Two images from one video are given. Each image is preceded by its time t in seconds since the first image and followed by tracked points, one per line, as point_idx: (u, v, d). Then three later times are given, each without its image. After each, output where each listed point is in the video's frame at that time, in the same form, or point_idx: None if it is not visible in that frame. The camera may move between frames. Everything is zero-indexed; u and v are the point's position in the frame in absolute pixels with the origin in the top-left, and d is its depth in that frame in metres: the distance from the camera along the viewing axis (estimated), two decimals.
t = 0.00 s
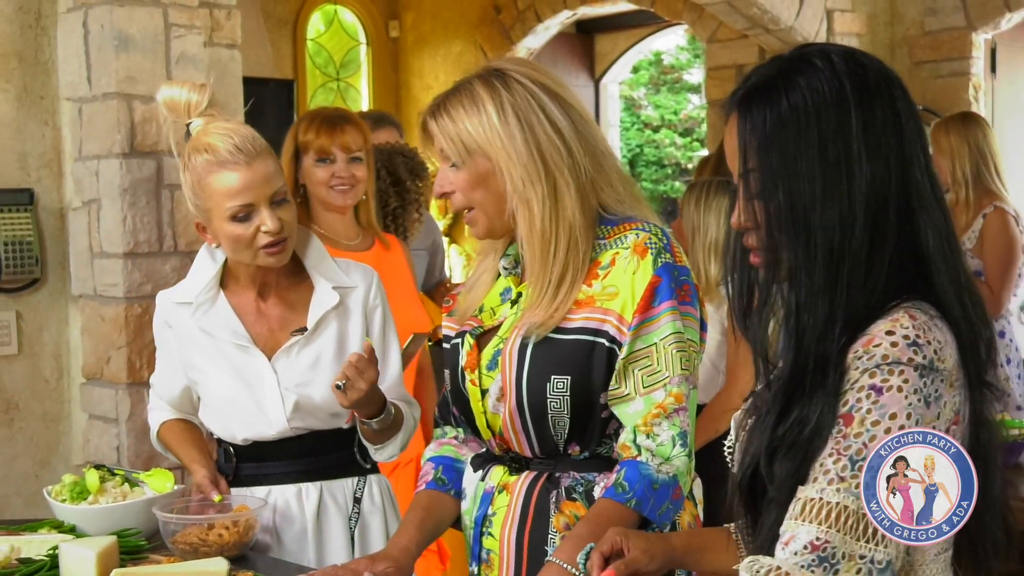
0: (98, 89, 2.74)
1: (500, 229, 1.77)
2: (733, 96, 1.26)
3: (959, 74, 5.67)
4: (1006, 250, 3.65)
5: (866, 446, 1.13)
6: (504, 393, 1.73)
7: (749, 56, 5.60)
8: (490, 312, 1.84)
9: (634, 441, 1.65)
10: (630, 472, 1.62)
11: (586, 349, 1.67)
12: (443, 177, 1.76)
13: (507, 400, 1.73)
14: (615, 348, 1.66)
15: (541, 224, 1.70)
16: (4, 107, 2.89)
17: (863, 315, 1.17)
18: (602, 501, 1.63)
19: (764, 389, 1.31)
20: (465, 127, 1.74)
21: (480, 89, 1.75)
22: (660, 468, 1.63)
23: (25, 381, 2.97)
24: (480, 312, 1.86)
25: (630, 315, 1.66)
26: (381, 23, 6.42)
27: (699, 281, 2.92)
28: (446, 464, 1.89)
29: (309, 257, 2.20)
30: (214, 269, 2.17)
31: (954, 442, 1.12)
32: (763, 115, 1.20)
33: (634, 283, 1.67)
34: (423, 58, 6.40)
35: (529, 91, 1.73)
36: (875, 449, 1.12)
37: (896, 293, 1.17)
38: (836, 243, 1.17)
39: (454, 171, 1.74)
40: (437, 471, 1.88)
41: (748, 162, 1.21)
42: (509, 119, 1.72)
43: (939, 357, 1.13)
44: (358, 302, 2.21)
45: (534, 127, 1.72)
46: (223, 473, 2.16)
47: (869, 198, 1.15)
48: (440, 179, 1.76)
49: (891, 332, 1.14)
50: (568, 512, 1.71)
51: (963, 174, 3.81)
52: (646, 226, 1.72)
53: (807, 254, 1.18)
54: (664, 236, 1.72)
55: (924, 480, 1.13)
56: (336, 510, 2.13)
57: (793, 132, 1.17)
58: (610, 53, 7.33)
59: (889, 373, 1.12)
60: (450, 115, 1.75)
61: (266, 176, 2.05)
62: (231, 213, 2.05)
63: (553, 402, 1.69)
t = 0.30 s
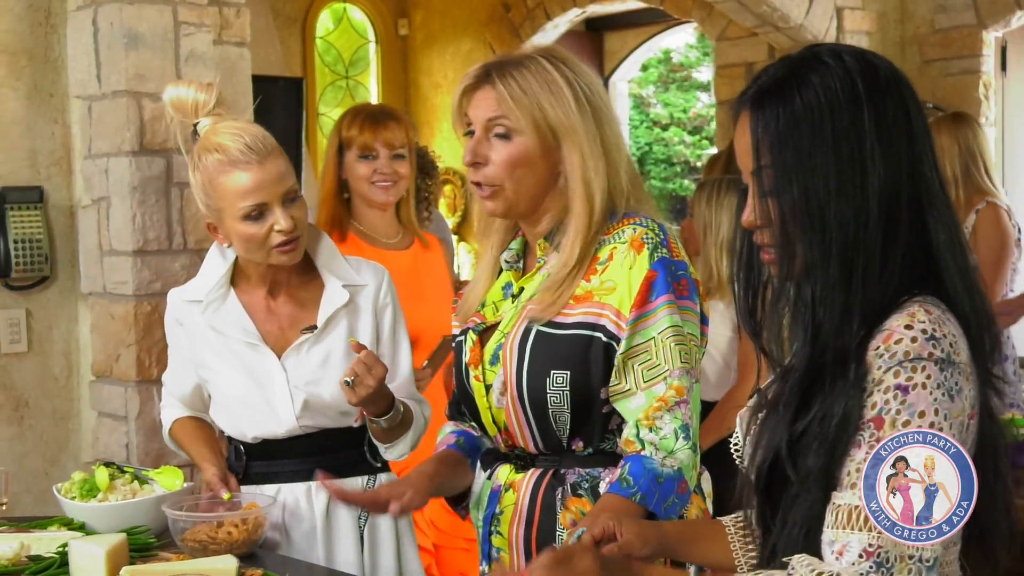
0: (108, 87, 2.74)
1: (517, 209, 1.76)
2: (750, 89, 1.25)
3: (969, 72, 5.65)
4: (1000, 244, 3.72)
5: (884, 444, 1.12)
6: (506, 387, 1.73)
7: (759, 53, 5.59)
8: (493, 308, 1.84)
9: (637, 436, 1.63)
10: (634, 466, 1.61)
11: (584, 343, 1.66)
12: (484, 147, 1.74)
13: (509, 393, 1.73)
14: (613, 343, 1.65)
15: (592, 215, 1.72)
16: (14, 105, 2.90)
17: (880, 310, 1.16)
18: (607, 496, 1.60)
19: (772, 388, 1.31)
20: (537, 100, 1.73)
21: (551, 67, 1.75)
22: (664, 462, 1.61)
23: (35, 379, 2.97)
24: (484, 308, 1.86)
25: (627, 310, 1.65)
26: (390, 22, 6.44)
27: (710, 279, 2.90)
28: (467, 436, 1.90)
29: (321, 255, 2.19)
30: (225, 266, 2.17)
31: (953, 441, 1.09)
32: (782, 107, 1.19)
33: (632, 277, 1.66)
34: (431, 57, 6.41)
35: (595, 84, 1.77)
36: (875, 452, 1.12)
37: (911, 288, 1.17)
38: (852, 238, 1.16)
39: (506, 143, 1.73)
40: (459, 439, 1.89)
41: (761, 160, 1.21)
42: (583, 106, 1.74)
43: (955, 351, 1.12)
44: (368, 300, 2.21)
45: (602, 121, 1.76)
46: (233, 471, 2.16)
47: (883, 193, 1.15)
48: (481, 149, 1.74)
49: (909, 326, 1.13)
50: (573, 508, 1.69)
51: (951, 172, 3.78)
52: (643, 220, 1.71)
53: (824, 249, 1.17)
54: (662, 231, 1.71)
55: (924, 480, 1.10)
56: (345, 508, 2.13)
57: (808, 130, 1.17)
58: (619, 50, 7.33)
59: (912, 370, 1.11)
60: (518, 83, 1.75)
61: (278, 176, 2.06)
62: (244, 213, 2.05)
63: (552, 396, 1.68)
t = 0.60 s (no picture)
0: (120, 80, 2.75)
1: (536, 217, 1.78)
2: (776, 86, 1.27)
3: (981, 68, 5.63)
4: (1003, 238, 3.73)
5: (892, 438, 1.15)
6: (526, 381, 1.73)
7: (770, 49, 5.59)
8: (508, 302, 1.86)
9: (648, 429, 1.62)
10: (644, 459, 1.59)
11: (604, 337, 1.66)
12: (493, 160, 1.75)
13: (529, 387, 1.73)
14: (634, 337, 1.65)
15: (612, 214, 1.72)
16: (25, 98, 2.90)
17: (903, 303, 1.19)
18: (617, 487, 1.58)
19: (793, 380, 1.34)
20: (537, 110, 1.73)
21: (547, 72, 1.75)
22: (675, 455, 1.58)
23: (45, 372, 2.98)
24: (500, 302, 1.87)
25: (645, 303, 1.65)
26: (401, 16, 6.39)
27: (723, 274, 2.91)
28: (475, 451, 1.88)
29: (335, 249, 2.20)
30: (238, 260, 2.18)
31: (954, 441, 1.12)
32: (807, 105, 1.22)
33: (652, 271, 1.66)
34: (442, 51, 6.38)
35: (591, 79, 1.76)
36: (878, 449, 1.15)
37: (933, 283, 1.20)
38: (876, 233, 1.19)
39: (513, 155, 1.74)
40: (467, 458, 1.88)
41: (785, 155, 1.23)
42: (583, 106, 1.73)
43: (978, 347, 1.15)
44: (382, 295, 2.21)
45: (603, 116, 1.75)
46: (245, 466, 2.16)
47: (907, 189, 1.18)
48: (489, 163, 1.75)
49: (935, 320, 1.16)
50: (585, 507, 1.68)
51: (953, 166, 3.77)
52: (664, 217, 1.71)
53: (849, 243, 1.20)
54: (682, 227, 1.71)
55: (924, 480, 1.13)
56: (358, 503, 2.13)
57: (832, 127, 1.20)
58: (630, 46, 7.33)
59: (935, 363, 1.14)
60: (515, 91, 1.75)
61: (291, 168, 2.06)
62: (258, 206, 2.05)
63: (573, 391, 1.68)
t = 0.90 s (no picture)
0: (152, 75, 2.77)
1: (559, 216, 1.76)
2: (811, 84, 1.27)
3: (1016, 64, 5.51)
4: None
5: (892, 439, 1.17)
6: (560, 382, 1.74)
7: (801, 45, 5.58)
8: (541, 301, 1.84)
9: (684, 429, 1.64)
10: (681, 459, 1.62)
11: (641, 339, 1.67)
12: (511, 160, 1.74)
13: (563, 389, 1.73)
14: (670, 338, 1.65)
15: (624, 208, 1.70)
16: (59, 93, 2.92)
17: (928, 303, 1.20)
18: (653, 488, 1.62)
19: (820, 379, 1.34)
20: (543, 108, 1.72)
21: (554, 70, 1.74)
22: (711, 456, 1.61)
23: (77, 366, 3.00)
24: (531, 301, 1.86)
25: (684, 305, 1.65)
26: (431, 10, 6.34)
27: (754, 271, 2.91)
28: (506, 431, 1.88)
29: (368, 246, 2.20)
30: (272, 255, 2.19)
31: (955, 442, 1.13)
32: (837, 107, 1.22)
33: (689, 273, 1.66)
34: (472, 46, 6.29)
35: (602, 74, 1.74)
36: (878, 450, 1.18)
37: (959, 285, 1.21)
38: (905, 234, 1.19)
39: (529, 153, 1.73)
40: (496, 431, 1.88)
41: (817, 153, 1.24)
42: (589, 101, 1.71)
43: (1000, 346, 1.17)
44: (414, 292, 2.21)
45: (612, 111, 1.72)
46: (277, 460, 2.17)
47: (937, 190, 1.19)
48: (509, 163, 1.74)
49: (957, 320, 1.17)
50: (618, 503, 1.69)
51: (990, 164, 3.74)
52: (701, 216, 1.71)
53: (877, 243, 1.20)
54: (719, 226, 1.71)
55: (924, 480, 1.15)
56: (390, 500, 2.14)
57: (864, 127, 1.20)
58: (659, 41, 7.31)
59: (957, 363, 1.15)
60: (524, 94, 1.74)
61: (325, 165, 2.06)
62: (291, 203, 2.06)
63: (609, 393, 1.69)
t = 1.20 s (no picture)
0: (152, 71, 2.76)
1: (561, 201, 1.76)
2: (783, 85, 1.28)
3: (1014, 64, 5.51)
4: None
5: (891, 438, 1.16)
6: (558, 375, 1.73)
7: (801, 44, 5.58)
8: (545, 293, 1.85)
9: (687, 430, 1.64)
10: (684, 460, 1.62)
11: (641, 336, 1.66)
12: (515, 147, 1.76)
13: (560, 381, 1.73)
14: (673, 339, 1.65)
15: (613, 194, 1.70)
16: (58, 89, 2.92)
17: (897, 301, 1.21)
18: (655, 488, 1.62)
19: (793, 379, 1.34)
20: (543, 97, 1.74)
21: (559, 59, 1.75)
22: (714, 459, 1.62)
23: (76, 362, 3.00)
24: (536, 293, 1.86)
25: (690, 305, 1.65)
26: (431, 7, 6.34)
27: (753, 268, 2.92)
28: (487, 431, 1.90)
29: (369, 241, 2.19)
30: (272, 251, 2.19)
31: (953, 441, 1.13)
32: (811, 106, 1.23)
33: (696, 274, 1.66)
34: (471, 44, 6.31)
35: (607, 62, 1.73)
36: (878, 449, 1.17)
37: (929, 283, 1.21)
38: (875, 233, 1.20)
39: (529, 140, 1.75)
40: (477, 432, 1.90)
41: (789, 154, 1.24)
42: (586, 88, 1.72)
43: (969, 339, 1.17)
44: (415, 288, 2.21)
45: (610, 98, 1.72)
46: (276, 457, 2.16)
47: (905, 192, 1.20)
48: (513, 150, 1.76)
49: (925, 314, 1.18)
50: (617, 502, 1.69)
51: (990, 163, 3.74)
52: (709, 217, 1.71)
53: (848, 243, 1.21)
54: (726, 228, 1.71)
55: (924, 480, 1.14)
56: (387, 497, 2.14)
57: (834, 130, 1.21)
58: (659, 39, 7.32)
59: (926, 356, 1.16)
60: (527, 84, 1.76)
61: (324, 155, 2.07)
62: (291, 191, 2.06)
63: (605, 386, 1.68)
